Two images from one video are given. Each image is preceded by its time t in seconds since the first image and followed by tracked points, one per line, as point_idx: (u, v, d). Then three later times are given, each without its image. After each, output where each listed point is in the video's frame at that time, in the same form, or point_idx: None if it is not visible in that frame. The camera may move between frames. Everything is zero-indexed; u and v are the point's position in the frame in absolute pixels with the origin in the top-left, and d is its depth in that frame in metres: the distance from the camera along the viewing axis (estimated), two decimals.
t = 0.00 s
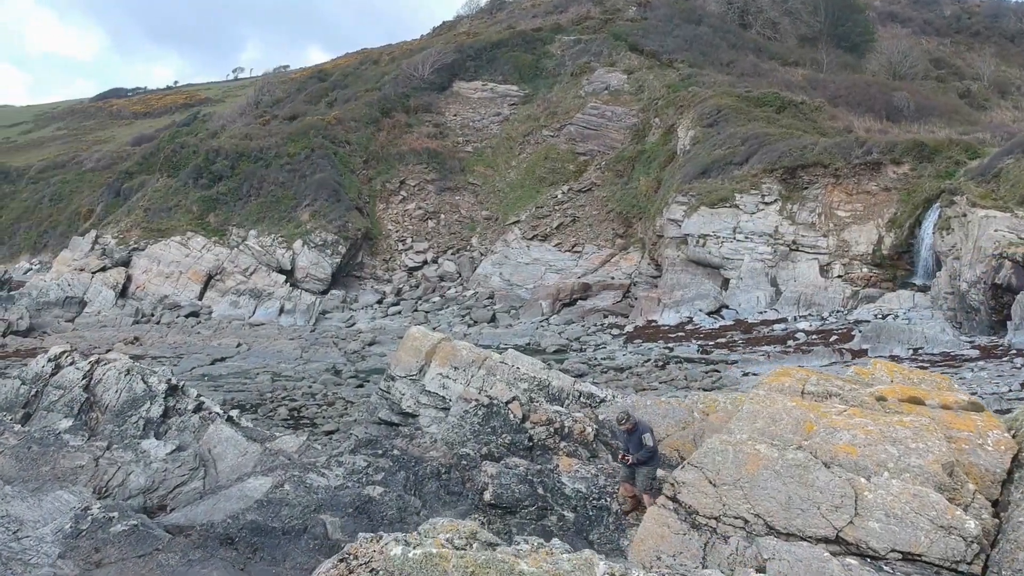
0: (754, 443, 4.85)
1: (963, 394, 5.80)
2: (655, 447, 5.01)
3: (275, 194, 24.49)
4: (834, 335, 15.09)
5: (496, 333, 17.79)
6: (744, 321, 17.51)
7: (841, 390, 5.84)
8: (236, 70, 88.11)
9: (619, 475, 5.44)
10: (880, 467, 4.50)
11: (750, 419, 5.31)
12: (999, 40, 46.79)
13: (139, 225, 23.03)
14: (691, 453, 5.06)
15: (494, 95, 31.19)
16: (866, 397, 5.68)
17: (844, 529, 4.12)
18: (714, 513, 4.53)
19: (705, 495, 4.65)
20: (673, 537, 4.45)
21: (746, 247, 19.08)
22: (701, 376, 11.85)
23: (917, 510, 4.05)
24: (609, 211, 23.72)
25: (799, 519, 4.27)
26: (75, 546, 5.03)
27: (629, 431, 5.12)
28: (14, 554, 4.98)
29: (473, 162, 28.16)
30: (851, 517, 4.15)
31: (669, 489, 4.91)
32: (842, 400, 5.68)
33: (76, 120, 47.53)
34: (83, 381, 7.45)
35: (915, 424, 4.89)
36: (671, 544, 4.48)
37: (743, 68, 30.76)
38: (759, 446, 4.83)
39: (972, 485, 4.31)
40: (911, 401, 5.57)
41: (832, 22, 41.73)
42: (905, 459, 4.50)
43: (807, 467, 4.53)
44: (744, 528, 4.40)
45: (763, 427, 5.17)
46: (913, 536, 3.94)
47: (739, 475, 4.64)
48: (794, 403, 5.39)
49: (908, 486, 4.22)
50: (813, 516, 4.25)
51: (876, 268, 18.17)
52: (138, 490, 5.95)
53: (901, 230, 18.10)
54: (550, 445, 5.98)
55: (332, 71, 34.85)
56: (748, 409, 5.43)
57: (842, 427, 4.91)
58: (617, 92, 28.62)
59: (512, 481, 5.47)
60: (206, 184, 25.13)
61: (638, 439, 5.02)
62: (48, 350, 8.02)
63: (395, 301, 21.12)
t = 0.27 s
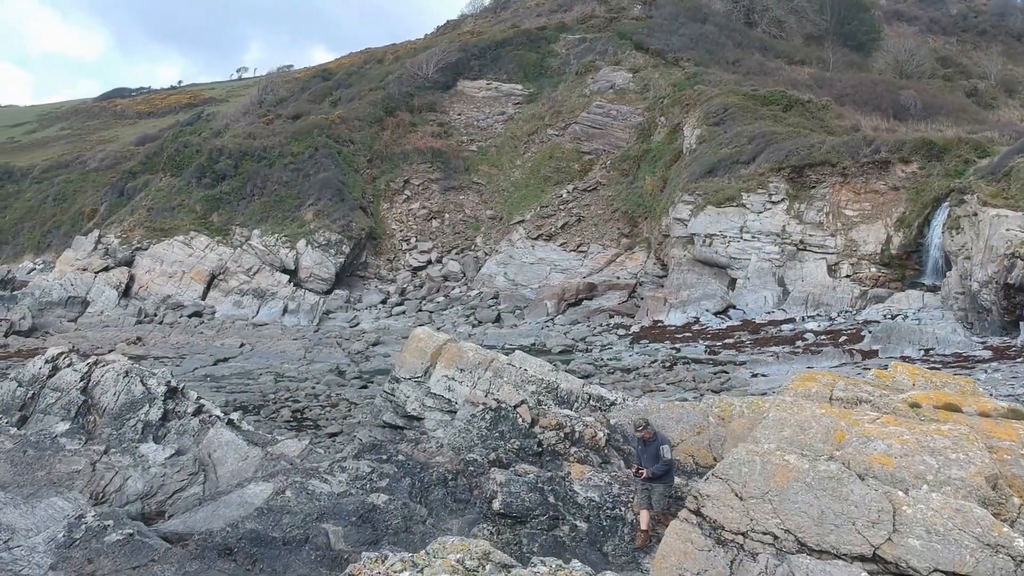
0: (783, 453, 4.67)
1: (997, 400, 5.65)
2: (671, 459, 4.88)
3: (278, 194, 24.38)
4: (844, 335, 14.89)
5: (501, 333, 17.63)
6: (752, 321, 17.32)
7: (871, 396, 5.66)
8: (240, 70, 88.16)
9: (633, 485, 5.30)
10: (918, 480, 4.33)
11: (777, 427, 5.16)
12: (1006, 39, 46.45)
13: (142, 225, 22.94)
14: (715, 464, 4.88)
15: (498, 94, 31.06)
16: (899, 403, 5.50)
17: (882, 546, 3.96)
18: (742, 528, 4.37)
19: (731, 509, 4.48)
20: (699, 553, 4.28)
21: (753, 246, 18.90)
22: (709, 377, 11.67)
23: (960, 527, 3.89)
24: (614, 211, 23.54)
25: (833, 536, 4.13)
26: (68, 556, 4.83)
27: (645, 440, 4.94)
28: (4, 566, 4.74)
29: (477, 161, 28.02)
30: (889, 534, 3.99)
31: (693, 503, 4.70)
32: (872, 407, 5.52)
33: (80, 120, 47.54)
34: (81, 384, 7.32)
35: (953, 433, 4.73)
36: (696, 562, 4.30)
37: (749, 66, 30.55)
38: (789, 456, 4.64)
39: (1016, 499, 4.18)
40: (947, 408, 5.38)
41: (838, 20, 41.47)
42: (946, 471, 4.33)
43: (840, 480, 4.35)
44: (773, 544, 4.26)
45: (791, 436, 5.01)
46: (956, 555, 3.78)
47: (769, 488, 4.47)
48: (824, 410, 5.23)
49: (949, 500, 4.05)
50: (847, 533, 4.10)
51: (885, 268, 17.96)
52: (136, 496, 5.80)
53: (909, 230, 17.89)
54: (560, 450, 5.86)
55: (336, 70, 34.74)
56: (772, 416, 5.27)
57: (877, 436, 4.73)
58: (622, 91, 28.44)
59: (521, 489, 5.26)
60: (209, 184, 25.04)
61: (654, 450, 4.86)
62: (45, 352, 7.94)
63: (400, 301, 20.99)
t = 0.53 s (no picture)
0: (815, 468, 4.54)
1: None
2: (681, 480, 4.79)
3: (281, 194, 24.27)
4: (853, 336, 14.71)
5: (505, 333, 17.48)
6: (759, 322, 17.14)
7: (905, 404, 5.46)
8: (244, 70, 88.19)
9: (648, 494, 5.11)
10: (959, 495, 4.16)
11: (807, 439, 5.01)
12: (1013, 38, 46.12)
13: (145, 225, 22.86)
14: (743, 477, 4.75)
15: (502, 93, 30.90)
16: (935, 411, 5.29)
17: (924, 567, 3.78)
18: (772, 547, 4.17)
19: (760, 525, 4.31)
20: (725, 573, 4.03)
21: (760, 246, 18.72)
22: (717, 379, 11.48)
23: (1007, 548, 3.69)
24: (619, 211, 23.36)
25: (870, 554, 3.95)
26: (60, 568, 4.68)
27: (655, 459, 4.89)
28: None
29: (481, 161, 27.87)
30: (931, 555, 3.81)
31: (719, 519, 4.53)
32: (906, 415, 5.32)
33: (84, 120, 47.54)
34: (78, 387, 7.20)
35: (996, 445, 4.54)
36: None
37: (754, 66, 30.35)
38: (821, 470, 4.54)
39: None
40: (987, 417, 5.16)
41: (844, 20, 41.24)
42: (989, 486, 4.16)
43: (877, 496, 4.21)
44: (806, 564, 4.07)
45: (822, 448, 4.86)
46: None
47: (801, 504, 4.32)
48: (856, 419, 5.07)
49: (993, 519, 3.89)
50: (884, 551, 3.93)
51: (893, 268, 17.76)
52: (133, 503, 5.65)
53: (918, 230, 17.68)
54: (571, 457, 5.70)
55: (339, 70, 34.65)
56: (802, 424, 5.13)
57: (914, 449, 4.56)
58: (627, 90, 28.26)
59: (531, 500, 5.14)
60: (213, 184, 24.95)
61: (664, 470, 4.80)
62: (41, 354, 7.82)
63: (403, 301, 20.86)
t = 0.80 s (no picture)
0: (852, 483, 4.16)
1: None
2: (695, 497, 4.33)
3: (285, 193, 24.16)
4: (862, 337, 14.53)
5: (511, 334, 17.35)
6: (767, 323, 16.97)
7: (946, 415, 5.08)
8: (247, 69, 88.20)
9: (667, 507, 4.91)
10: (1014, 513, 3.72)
11: (842, 451, 4.61)
12: (1019, 36, 45.80)
13: (148, 225, 22.76)
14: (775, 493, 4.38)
15: (507, 92, 30.76)
16: (978, 422, 4.93)
17: None
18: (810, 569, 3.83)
19: (795, 546, 3.96)
20: None
21: (767, 246, 18.54)
22: (726, 381, 11.32)
23: None
24: (625, 210, 23.19)
25: None
26: None
27: (669, 472, 4.43)
28: None
29: (486, 160, 27.73)
30: None
31: (750, 538, 4.19)
32: (948, 426, 4.93)
33: (87, 120, 47.52)
34: (76, 391, 7.07)
35: None
36: None
37: (760, 64, 30.15)
38: (860, 485, 4.14)
39: None
40: None
41: (850, 18, 40.99)
42: None
43: (923, 514, 3.84)
44: None
45: (858, 460, 4.46)
46: None
47: (839, 523, 3.96)
48: (894, 429, 4.66)
49: None
50: None
51: (901, 268, 17.57)
52: (131, 511, 5.58)
53: (926, 229, 17.47)
54: (583, 464, 5.59)
55: (343, 69, 34.56)
56: (836, 437, 4.75)
57: (960, 461, 4.14)
58: (632, 89, 28.08)
59: (545, 511, 4.95)
60: (216, 183, 24.87)
61: (676, 485, 4.35)
62: (40, 356, 7.69)
63: (407, 301, 20.72)
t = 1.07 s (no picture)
0: (895, 503, 4.01)
1: None
2: (701, 523, 4.19)
3: (289, 193, 24.06)
4: (872, 338, 14.35)
5: (516, 334, 17.20)
6: (774, 324, 16.79)
7: (994, 426, 4.84)
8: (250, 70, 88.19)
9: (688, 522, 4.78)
10: None
11: (881, 465, 4.44)
12: None
13: (151, 225, 22.69)
14: (815, 511, 4.26)
15: (511, 92, 30.62)
16: None
17: None
18: None
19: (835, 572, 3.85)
20: None
21: (774, 246, 18.36)
22: (735, 383, 11.14)
23: None
24: (630, 210, 23.02)
25: None
26: None
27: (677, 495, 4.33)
28: None
29: (490, 160, 27.61)
30: None
31: (787, 561, 4.12)
32: (996, 439, 4.70)
33: (91, 120, 47.54)
34: (75, 394, 6.99)
35: None
36: None
37: (766, 63, 29.95)
38: (905, 505, 3.98)
39: None
40: None
41: (856, 17, 40.75)
42: None
43: (973, 539, 3.67)
44: None
45: (901, 477, 4.28)
46: None
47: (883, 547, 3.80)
48: (937, 443, 4.42)
49: None
50: None
51: (910, 268, 17.37)
52: (130, 519, 5.44)
53: (936, 229, 17.27)
54: (595, 473, 5.46)
55: (347, 69, 34.47)
56: (873, 450, 4.56)
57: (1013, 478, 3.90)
58: (638, 88, 27.91)
59: (559, 524, 4.73)
60: (220, 183, 24.78)
61: (681, 509, 4.24)
62: (38, 359, 7.63)
63: (411, 302, 20.60)
